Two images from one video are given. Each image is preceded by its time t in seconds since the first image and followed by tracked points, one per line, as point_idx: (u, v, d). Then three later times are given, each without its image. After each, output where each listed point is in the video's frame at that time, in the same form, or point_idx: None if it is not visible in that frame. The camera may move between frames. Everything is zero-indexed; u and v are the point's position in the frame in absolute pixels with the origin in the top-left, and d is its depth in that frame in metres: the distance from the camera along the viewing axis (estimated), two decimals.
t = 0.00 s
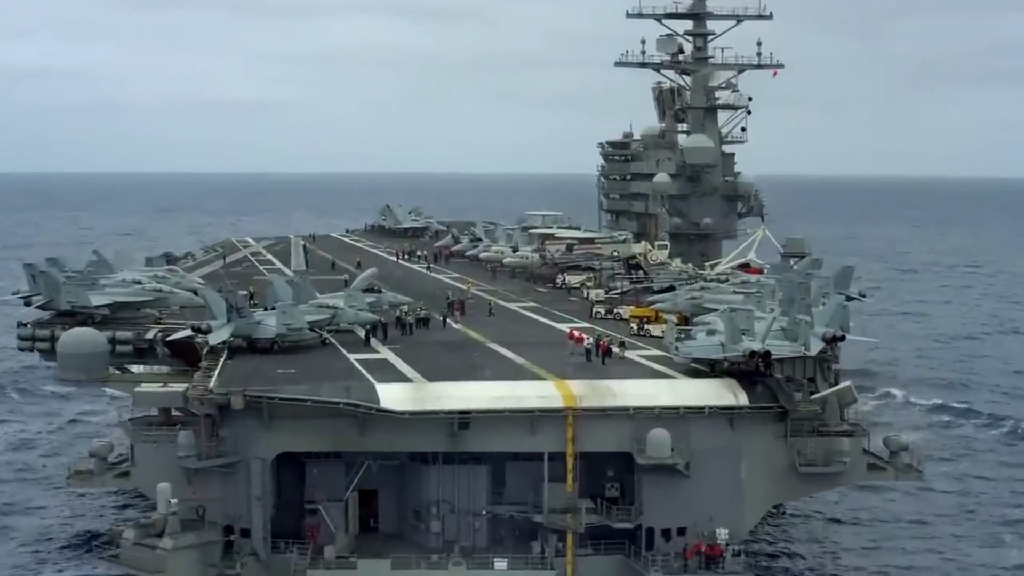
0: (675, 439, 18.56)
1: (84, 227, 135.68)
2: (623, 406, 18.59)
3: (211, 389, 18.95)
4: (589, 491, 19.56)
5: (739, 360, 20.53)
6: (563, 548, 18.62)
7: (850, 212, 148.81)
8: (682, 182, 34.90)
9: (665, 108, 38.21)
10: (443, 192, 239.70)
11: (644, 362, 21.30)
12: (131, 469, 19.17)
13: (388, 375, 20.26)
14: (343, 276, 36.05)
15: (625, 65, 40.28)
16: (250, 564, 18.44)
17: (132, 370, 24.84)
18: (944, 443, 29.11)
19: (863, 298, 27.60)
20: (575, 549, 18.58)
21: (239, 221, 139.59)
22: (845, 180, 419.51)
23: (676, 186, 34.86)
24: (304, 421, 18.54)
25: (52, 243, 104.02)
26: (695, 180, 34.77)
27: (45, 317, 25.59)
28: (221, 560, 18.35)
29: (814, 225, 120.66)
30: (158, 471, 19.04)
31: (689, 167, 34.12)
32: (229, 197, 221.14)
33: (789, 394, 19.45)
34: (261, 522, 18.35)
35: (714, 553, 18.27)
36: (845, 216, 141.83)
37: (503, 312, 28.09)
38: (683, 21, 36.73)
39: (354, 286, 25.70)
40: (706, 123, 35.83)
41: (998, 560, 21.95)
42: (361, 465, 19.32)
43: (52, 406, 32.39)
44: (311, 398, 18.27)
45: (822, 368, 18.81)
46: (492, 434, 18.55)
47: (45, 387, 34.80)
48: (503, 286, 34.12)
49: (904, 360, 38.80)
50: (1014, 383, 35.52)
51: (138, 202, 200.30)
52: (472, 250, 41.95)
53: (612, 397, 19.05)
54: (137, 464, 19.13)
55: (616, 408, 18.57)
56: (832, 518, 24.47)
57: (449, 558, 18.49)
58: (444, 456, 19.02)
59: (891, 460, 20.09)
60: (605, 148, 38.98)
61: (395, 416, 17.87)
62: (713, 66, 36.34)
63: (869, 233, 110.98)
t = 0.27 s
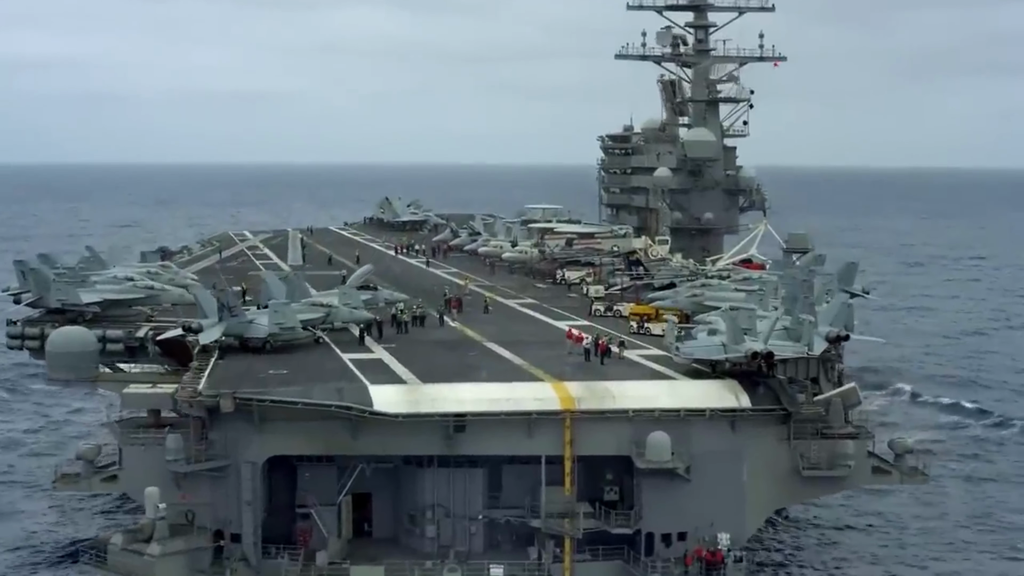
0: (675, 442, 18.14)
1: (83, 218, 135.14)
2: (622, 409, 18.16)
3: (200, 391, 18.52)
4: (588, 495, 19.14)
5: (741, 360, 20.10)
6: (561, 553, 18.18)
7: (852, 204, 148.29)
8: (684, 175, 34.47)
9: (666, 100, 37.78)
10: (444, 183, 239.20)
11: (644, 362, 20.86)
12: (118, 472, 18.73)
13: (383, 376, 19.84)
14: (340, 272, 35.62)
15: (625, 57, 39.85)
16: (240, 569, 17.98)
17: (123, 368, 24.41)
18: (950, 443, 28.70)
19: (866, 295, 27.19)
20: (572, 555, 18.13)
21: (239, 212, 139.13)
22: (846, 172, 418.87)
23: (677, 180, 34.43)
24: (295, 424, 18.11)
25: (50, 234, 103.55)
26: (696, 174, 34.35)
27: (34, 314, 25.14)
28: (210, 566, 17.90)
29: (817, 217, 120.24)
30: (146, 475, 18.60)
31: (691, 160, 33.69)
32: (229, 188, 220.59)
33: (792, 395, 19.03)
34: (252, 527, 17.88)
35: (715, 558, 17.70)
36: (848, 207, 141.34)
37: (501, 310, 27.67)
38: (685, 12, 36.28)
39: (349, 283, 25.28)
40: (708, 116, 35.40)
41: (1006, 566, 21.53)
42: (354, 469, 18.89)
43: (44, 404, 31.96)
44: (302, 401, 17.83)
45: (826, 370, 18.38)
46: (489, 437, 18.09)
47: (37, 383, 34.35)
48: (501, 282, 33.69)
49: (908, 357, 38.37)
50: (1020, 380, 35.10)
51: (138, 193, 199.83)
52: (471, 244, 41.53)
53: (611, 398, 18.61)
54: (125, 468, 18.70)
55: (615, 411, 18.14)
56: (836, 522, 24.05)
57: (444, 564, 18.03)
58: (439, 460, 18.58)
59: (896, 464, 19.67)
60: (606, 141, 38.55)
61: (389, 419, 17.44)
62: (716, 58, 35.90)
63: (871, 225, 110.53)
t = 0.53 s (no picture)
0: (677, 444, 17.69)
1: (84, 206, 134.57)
2: (623, 410, 17.71)
3: (190, 392, 18.06)
4: (589, 499, 18.69)
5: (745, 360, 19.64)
6: (560, 559, 17.74)
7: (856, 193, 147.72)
8: (687, 168, 33.98)
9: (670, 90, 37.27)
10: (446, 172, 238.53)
11: (645, 361, 20.40)
12: (107, 475, 18.29)
13: (379, 376, 19.39)
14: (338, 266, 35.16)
15: (628, 47, 39.33)
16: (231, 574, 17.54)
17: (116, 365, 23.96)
18: (957, 442, 28.27)
19: (872, 291, 26.73)
20: (572, 560, 17.70)
21: (241, 202, 138.66)
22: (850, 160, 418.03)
23: (680, 172, 33.95)
24: (288, 426, 17.65)
25: (50, 223, 103.05)
26: (699, 166, 33.87)
27: (25, 309, 24.67)
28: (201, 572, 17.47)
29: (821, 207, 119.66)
30: (136, 478, 18.16)
31: (695, 152, 33.21)
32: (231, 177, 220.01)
33: (797, 396, 18.58)
34: (243, 531, 17.44)
35: (717, 564, 17.32)
36: (852, 196, 140.78)
37: (501, 305, 27.22)
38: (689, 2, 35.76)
39: (345, 279, 24.83)
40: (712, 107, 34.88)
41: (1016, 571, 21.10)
42: (349, 471, 18.44)
43: (38, 401, 31.54)
44: (294, 402, 17.37)
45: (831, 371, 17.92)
46: (486, 439, 17.64)
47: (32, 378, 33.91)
48: (502, 276, 33.22)
49: (913, 352, 37.90)
50: None
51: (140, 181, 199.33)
52: (472, 236, 41.03)
53: (612, 400, 18.16)
54: (114, 470, 18.26)
55: (616, 413, 17.68)
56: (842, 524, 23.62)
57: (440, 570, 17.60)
58: (436, 462, 18.12)
59: (904, 466, 19.22)
60: (608, 132, 38.06)
61: (383, 421, 16.99)
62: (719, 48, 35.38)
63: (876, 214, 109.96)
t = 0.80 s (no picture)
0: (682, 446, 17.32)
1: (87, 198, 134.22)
2: (626, 411, 17.34)
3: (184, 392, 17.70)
4: (592, 501, 18.33)
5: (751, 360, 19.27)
6: (563, 563, 17.38)
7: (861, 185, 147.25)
8: (692, 161, 33.60)
9: (674, 83, 36.89)
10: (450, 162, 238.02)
11: (649, 361, 20.02)
12: (100, 476, 17.94)
13: (378, 376, 19.04)
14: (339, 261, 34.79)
15: (632, 38, 38.95)
16: None
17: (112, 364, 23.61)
18: (966, 441, 27.92)
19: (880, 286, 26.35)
20: (573, 564, 17.33)
21: (244, 192, 138.32)
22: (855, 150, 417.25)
23: (685, 166, 33.58)
24: (283, 427, 17.29)
25: (53, 215, 102.68)
26: (704, 160, 33.48)
27: (20, 306, 24.32)
28: None
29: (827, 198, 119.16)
30: (129, 480, 17.81)
31: (700, 145, 32.84)
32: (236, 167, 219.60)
33: (804, 397, 18.21)
34: (239, 535, 17.10)
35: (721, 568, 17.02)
36: (857, 187, 140.35)
37: (503, 302, 26.88)
38: None
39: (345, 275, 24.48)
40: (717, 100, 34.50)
41: None
42: (347, 473, 18.09)
43: (35, 398, 31.21)
44: (290, 403, 17.01)
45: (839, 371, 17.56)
46: (486, 441, 17.28)
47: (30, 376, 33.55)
48: (504, 271, 32.87)
49: (921, 348, 37.48)
50: None
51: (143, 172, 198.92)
52: (474, 230, 40.65)
53: (615, 401, 17.80)
54: (108, 472, 17.91)
55: (620, 414, 17.31)
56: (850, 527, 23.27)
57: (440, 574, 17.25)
58: (435, 464, 17.76)
59: (913, 468, 18.86)
60: (612, 125, 37.69)
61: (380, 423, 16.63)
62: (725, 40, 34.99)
63: (882, 206, 109.55)
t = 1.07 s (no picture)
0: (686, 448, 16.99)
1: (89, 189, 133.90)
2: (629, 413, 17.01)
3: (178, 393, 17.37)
4: (594, 503, 18.01)
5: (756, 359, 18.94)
6: (564, 567, 17.05)
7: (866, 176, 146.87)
8: (697, 155, 33.26)
9: (679, 75, 36.54)
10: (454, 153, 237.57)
11: (653, 360, 19.69)
12: (94, 478, 17.62)
13: (377, 376, 18.70)
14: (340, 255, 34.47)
15: (636, 30, 38.59)
16: None
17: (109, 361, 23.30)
18: (974, 441, 27.59)
19: (887, 282, 26.01)
20: (576, 567, 17.04)
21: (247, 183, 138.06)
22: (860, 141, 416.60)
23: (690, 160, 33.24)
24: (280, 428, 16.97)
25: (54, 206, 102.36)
26: (709, 153, 33.13)
27: (16, 302, 24.00)
28: None
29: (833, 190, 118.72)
30: (123, 482, 17.49)
31: (705, 139, 32.49)
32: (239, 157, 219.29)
33: (810, 397, 17.88)
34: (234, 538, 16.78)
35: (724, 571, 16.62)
36: (862, 179, 139.92)
37: (505, 297, 26.55)
38: None
39: (345, 271, 24.16)
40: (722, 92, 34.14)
41: None
42: (344, 474, 17.76)
43: (33, 395, 30.90)
44: (287, 405, 16.68)
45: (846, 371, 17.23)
46: (486, 442, 16.95)
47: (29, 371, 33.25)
48: (506, 265, 32.54)
49: (928, 344, 37.10)
50: None
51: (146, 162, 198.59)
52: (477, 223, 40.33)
53: (618, 402, 17.47)
54: (101, 473, 17.58)
55: (623, 415, 16.96)
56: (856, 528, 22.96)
57: None
58: (435, 465, 17.42)
59: (921, 470, 18.53)
60: (615, 118, 37.34)
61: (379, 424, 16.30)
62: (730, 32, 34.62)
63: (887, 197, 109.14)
